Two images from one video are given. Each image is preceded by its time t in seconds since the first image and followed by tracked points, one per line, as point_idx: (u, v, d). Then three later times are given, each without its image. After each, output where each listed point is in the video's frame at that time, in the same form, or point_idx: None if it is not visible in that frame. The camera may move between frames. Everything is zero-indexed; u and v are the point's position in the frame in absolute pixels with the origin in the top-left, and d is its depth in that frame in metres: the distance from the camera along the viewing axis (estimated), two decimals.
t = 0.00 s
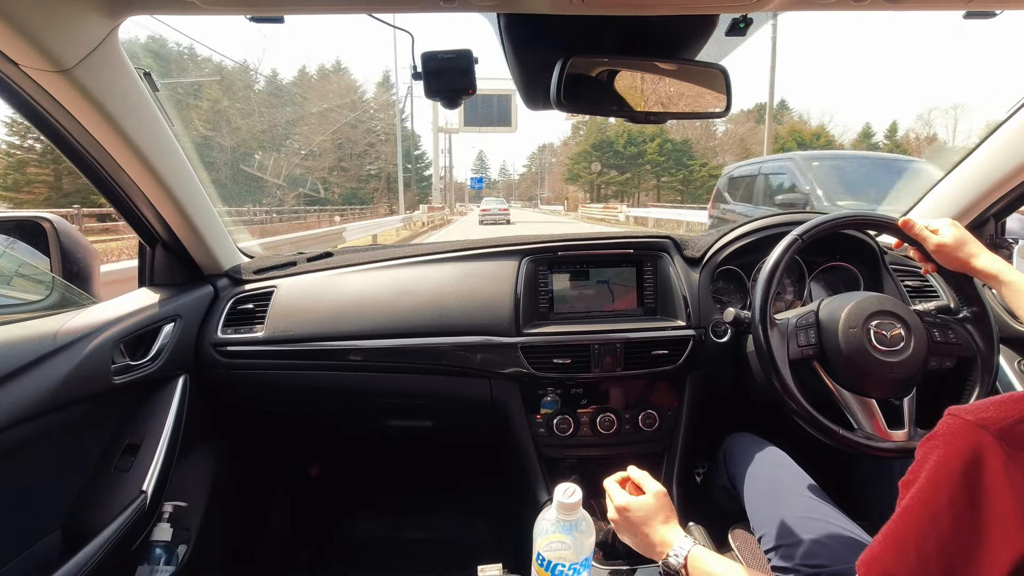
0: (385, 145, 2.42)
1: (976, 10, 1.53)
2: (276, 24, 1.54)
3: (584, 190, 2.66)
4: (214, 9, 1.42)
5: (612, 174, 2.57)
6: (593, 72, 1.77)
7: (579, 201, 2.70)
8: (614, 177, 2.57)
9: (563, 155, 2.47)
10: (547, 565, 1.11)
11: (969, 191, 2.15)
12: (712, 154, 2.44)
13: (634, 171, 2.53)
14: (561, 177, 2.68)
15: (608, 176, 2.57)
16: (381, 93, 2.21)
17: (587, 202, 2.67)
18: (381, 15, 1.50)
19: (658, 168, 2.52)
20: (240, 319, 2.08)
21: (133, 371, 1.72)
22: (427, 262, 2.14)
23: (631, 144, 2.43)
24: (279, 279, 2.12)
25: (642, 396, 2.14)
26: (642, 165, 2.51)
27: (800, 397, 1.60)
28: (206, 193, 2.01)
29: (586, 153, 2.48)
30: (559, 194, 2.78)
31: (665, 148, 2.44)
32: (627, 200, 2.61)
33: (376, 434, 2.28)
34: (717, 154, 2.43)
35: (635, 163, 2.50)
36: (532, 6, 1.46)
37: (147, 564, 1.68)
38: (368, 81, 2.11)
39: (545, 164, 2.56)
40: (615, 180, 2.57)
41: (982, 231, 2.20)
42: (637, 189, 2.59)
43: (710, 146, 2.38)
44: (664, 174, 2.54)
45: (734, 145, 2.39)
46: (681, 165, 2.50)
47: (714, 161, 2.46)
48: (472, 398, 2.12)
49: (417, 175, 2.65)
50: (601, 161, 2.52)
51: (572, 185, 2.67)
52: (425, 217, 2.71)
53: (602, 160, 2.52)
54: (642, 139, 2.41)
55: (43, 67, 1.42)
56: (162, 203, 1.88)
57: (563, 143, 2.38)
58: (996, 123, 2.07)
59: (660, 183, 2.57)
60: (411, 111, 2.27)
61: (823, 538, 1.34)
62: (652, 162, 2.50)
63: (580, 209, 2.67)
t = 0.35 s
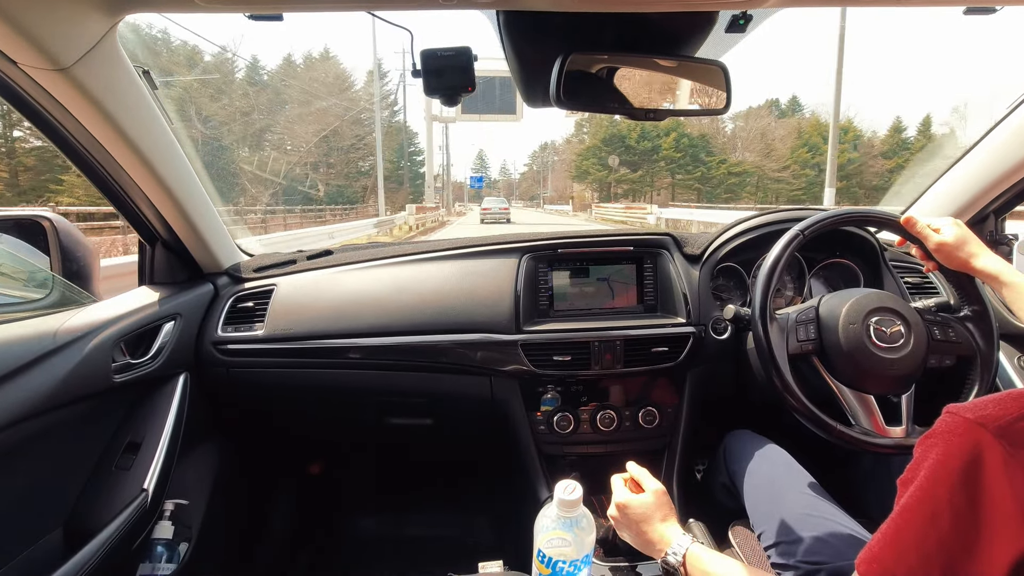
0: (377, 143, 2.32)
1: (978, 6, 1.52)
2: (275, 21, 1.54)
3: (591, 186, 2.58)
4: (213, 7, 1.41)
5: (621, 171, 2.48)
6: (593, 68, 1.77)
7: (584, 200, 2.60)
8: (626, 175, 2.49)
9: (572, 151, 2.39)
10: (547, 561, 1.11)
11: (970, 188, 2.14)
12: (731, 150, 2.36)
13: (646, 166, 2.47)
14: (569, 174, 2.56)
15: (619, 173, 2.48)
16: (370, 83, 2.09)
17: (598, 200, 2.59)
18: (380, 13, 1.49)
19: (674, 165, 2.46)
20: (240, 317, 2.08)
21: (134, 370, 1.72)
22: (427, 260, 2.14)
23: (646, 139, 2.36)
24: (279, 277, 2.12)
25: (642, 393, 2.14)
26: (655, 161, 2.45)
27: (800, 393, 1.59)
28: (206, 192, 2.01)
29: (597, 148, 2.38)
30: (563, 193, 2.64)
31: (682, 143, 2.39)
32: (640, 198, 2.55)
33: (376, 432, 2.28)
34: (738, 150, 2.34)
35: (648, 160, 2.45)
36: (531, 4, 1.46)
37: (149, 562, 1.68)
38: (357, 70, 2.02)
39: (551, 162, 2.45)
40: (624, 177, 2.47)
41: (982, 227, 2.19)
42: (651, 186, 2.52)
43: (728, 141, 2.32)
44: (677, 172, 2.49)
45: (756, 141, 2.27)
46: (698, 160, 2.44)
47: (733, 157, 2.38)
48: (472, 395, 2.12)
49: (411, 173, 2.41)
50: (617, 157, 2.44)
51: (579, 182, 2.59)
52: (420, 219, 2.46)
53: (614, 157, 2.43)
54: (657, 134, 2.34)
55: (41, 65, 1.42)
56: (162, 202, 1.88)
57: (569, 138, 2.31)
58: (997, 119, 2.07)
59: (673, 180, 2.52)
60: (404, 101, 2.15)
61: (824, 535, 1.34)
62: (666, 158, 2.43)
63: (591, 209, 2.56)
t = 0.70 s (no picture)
0: (385, 140, 2.33)
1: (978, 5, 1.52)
2: (276, 20, 1.54)
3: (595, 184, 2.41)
4: (214, 6, 1.41)
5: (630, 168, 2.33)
6: (595, 67, 1.77)
7: (592, 201, 2.39)
8: (638, 173, 2.34)
9: (575, 149, 2.30)
10: (547, 561, 1.11)
11: (971, 187, 2.14)
12: (750, 146, 2.23)
13: (658, 165, 2.32)
14: (575, 172, 2.39)
15: (630, 171, 2.34)
16: (360, 71, 2.07)
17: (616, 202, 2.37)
18: (381, 11, 1.49)
19: (688, 161, 2.29)
20: (241, 317, 2.08)
21: (135, 369, 1.73)
22: (428, 259, 2.14)
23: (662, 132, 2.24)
24: (280, 276, 2.12)
25: (643, 392, 2.14)
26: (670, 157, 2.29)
27: (801, 393, 1.59)
28: (207, 191, 2.01)
29: (606, 143, 2.29)
30: (565, 193, 2.42)
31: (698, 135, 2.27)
32: (653, 200, 2.39)
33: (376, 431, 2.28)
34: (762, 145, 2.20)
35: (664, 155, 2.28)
36: (532, 2, 1.45)
37: (149, 561, 1.68)
38: (347, 58, 1.99)
39: (552, 159, 2.33)
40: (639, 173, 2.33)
41: (984, 226, 2.19)
42: (665, 185, 2.36)
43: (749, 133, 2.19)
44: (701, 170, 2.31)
45: (779, 137, 2.18)
46: (715, 158, 2.29)
47: (753, 153, 2.24)
48: (473, 394, 2.12)
49: (403, 169, 2.37)
50: (636, 154, 2.29)
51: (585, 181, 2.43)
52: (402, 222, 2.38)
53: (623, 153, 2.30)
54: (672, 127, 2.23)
55: (43, 64, 1.42)
56: (163, 201, 1.88)
57: (573, 137, 2.27)
58: (997, 119, 2.06)
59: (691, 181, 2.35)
60: (396, 92, 2.15)
61: (825, 535, 1.34)
62: (682, 154, 2.28)
63: (603, 209, 2.35)
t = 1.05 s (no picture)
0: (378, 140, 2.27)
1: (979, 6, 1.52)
2: (276, 21, 1.54)
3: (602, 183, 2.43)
4: (215, 7, 1.42)
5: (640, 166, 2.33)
6: (596, 68, 1.77)
7: (601, 201, 2.42)
8: (654, 170, 2.35)
9: (577, 149, 2.33)
10: (548, 562, 1.11)
11: (972, 187, 2.14)
12: (776, 140, 2.19)
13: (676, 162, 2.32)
14: (581, 171, 2.43)
15: (644, 169, 2.34)
16: (350, 62, 2.00)
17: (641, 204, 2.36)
18: (382, 12, 1.49)
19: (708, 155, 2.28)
20: (241, 317, 2.09)
21: (135, 370, 1.73)
22: (429, 259, 2.14)
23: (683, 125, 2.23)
24: (280, 277, 2.12)
25: (643, 392, 2.14)
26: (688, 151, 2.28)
27: (801, 394, 1.59)
28: (207, 192, 2.01)
29: (617, 138, 2.24)
30: (568, 193, 2.47)
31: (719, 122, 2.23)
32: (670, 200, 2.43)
33: (376, 432, 2.28)
34: (790, 139, 2.18)
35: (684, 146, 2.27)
36: (532, 3, 1.45)
37: (150, 562, 1.68)
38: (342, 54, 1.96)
39: (554, 158, 2.40)
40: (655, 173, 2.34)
41: (983, 226, 2.20)
42: (684, 184, 2.38)
43: (778, 127, 2.15)
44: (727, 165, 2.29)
45: (806, 132, 2.16)
46: (739, 154, 2.27)
47: (780, 148, 2.21)
48: (473, 395, 2.12)
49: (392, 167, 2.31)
50: (669, 144, 2.25)
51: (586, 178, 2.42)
52: (375, 226, 2.38)
53: (638, 150, 2.27)
54: (692, 121, 2.20)
55: (44, 66, 1.42)
56: (163, 202, 1.88)
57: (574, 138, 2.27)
58: (996, 120, 2.07)
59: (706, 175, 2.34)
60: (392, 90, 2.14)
61: (825, 535, 1.34)
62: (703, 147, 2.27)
63: (618, 209, 2.39)
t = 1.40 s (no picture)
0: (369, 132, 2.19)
1: (978, 9, 1.52)
2: (277, 22, 1.54)
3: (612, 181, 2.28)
4: (216, 9, 1.42)
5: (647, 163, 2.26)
6: (596, 70, 1.77)
7: (610, 201, 2.30)
8: (672, 167, 2.27)
9: (580, 147, 2.24)
10: (547, 564, 1.11)
11: (970, 190, 2.15)
12: (806, 134, 2.14)
13: (700, 157, 2.25)
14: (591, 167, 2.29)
15: (661, 165, 2.26)
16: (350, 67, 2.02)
17: (673, 204, 2.34)
18: (382, 13, 1.49)
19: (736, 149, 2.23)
20: (240, 319, 2.08)
21: (134, 371, 1.72)
22: (429, 261, 2.14)
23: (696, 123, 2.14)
24: (279, 279, 2.12)
25: (642, 394, 2.14)
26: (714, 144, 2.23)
27: (801, 397, 1.59)
28: (206, 193, 2.01)
29: (633, 131, 2.20)
30: (572, 192, 2.29)
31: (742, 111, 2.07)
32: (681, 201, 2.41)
33: (376, 434, 2.28)
34: (821, 135, 2.13)
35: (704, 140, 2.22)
36: (532, 5, 1.46)
37: (148, 564, 1.68)
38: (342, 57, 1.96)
39: (556, 156, 2.25)
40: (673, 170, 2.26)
41: (982, 230, 2.21)
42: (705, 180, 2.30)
43: (807, 120, 2.08)
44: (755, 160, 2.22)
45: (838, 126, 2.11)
46: (768, 148, 2.19)
47: (810, 144, 2.17)
48: (473, 397, 2.12)
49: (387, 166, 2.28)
50: (716, 130, 2.18)
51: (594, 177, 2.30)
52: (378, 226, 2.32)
53: (655, 143, 2.24)
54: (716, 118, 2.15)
55: (44, 66, 1.42)
56: (161, 201, 1.88)
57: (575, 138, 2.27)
58: (995, 124, 2.07)
59: (729, 169, 2.28)
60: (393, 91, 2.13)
61: (825, 537, 1.34)
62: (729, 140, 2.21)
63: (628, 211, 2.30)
